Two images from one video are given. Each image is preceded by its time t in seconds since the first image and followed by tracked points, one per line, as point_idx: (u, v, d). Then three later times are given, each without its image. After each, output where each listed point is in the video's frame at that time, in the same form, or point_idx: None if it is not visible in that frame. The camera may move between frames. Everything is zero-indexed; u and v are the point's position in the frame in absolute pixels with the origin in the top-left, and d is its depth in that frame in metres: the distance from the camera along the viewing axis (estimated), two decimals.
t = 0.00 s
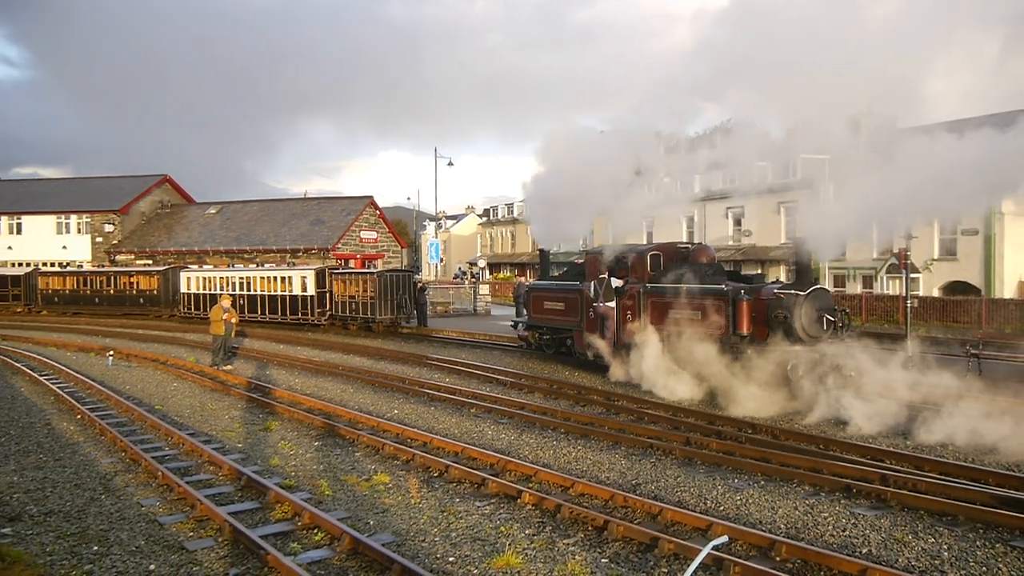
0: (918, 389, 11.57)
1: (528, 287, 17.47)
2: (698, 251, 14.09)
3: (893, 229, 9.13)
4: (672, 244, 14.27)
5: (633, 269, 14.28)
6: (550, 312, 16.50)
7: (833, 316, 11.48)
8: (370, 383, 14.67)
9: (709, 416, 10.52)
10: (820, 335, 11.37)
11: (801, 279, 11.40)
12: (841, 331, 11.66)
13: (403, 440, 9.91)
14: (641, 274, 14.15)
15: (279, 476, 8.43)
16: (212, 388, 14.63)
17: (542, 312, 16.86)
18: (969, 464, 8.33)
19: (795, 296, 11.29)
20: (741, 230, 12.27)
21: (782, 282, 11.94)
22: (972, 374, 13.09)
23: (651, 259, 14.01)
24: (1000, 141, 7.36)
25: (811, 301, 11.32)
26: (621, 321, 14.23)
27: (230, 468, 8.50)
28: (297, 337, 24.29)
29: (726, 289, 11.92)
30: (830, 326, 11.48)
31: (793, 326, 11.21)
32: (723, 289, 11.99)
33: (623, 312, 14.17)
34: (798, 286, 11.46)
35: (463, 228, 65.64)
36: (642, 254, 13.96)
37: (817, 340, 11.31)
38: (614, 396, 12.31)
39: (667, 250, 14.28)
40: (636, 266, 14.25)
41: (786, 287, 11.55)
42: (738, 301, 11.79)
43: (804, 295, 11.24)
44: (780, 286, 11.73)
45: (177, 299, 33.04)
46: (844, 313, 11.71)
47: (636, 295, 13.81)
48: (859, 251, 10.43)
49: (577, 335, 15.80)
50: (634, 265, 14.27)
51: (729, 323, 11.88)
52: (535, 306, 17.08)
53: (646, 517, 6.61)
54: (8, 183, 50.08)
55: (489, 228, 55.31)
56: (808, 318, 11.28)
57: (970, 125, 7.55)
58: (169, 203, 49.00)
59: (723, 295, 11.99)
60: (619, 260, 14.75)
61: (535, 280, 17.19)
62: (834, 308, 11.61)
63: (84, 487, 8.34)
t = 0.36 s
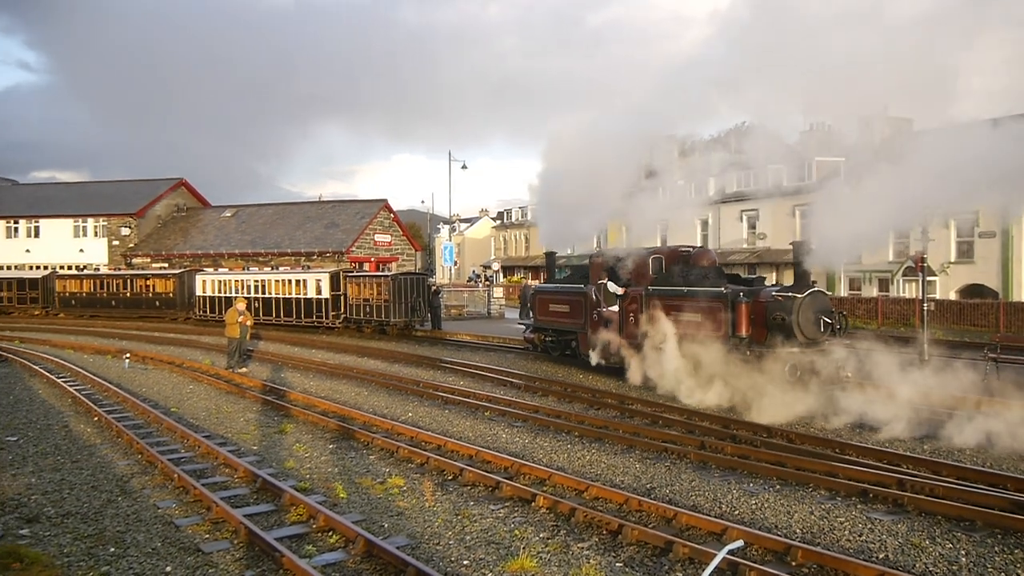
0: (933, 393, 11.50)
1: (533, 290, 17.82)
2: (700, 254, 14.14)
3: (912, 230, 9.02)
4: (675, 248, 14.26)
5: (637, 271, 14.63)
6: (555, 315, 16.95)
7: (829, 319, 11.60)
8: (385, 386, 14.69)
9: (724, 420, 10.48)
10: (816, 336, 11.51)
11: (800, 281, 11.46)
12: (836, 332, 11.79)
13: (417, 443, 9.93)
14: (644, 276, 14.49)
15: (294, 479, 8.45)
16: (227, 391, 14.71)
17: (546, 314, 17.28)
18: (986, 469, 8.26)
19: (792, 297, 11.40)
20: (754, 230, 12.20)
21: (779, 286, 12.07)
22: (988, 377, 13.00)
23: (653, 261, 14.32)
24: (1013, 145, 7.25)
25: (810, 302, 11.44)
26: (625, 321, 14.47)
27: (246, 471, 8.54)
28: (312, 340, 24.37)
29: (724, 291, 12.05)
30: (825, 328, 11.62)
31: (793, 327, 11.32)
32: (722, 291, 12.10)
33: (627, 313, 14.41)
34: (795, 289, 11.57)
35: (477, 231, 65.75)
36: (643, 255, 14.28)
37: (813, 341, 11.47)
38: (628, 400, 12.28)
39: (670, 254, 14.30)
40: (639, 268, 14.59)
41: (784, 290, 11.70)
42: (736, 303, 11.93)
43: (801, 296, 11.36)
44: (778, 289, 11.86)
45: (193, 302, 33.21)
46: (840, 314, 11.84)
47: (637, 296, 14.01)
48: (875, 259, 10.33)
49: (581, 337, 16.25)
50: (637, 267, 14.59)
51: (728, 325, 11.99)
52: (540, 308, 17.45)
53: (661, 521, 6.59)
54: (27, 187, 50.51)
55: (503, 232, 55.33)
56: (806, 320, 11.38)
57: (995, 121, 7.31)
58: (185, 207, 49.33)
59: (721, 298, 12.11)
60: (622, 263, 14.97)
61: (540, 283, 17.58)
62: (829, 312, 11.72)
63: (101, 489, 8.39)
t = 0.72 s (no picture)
0: (956, 395, 11.39)
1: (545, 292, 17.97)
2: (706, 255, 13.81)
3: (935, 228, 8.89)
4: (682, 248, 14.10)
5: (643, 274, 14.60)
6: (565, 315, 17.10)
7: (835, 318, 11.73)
8: (404, 386, 14.72)
9: (744, 421, 10.43)
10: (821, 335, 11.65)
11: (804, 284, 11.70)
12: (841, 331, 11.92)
13: (436, 443, 9.95)
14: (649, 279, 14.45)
15: (314, 479, 8.50)
16: (247, 391, 14.80)
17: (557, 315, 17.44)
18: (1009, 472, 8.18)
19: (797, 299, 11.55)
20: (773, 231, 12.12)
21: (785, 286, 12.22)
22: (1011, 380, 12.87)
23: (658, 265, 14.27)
24: None
25: (814, 303, 11.56)
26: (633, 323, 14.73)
27: (266, 470, 8.60)
28: (331, 340, 24.47)
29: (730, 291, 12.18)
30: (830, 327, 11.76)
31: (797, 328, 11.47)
32: (728, 292, 12.24)
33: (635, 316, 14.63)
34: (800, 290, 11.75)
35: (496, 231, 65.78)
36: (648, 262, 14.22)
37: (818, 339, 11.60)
38: (647, 400, 12.24)
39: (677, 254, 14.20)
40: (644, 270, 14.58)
41: (790, 290, 11.84)
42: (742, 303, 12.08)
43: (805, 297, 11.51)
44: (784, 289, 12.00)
45: (214, 302, 33.47)
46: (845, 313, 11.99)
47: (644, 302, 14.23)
48: (893, 262, 10.21)
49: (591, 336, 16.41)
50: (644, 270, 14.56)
51: (734, 325, 12.16)
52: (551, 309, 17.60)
53: (680, 523, 6.57)
54: (51, 188, 51.05)
55: (522, 233, 55.34)
56: (810, 320, 11.53)
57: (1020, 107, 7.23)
58: (206, 208, 49.71)
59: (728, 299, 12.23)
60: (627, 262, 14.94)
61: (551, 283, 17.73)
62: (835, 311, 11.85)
63: (123, 488, 8.47)
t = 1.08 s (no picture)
0: (983, 394, 11.27)
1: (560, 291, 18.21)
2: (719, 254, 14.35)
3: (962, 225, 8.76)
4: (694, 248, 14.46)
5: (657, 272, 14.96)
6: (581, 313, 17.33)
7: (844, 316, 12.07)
8: (426, 384, 14.77)
9: (767, 420, 10.37)
10: (829, 333, 11.96)
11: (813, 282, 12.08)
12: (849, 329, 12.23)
13: (458, 441, 9.98)
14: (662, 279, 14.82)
15: (338, 476, 8.55)
16: (271, 388, 14.91)
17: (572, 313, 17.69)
18: None
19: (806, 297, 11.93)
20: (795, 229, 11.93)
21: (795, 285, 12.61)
22: None
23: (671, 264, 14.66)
24: None
25: (822, 301, 11.95)
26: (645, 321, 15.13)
27: (290, 467, 8.66)
28: (353, 338, 24.58)
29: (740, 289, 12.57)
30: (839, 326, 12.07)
31: (806, 325, 11.81)
32: (739, 289, 12.64)
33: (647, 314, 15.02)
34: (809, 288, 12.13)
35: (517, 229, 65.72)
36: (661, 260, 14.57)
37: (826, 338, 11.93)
38: (670, 399, 12.21)
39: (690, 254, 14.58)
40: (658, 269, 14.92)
41: (799, 289, 12.20)
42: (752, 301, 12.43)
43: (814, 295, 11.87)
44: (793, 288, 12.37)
45: (237, 301, 33.71)
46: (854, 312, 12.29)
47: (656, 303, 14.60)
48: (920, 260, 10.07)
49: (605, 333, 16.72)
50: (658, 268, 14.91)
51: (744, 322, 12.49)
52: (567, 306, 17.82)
53: (703, 522, 6.55)
54: (77, 187, 51.64)
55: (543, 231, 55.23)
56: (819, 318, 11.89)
57: None
58: (229, 207, 50.08)
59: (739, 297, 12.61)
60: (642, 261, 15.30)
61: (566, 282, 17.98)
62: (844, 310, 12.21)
63: (149, 484, 8.56)
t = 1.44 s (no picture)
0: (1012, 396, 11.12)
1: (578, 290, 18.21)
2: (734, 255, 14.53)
3: (990, 225, 8.63)
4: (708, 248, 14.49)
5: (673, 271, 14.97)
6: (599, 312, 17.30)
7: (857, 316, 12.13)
8: (450, 384, 14.79)
9: (792, 421, 10.30)
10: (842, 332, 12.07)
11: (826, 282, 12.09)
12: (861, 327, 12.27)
13: (482, 441, 9.99)
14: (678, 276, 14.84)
15: (362, 475, 8.58)
16: (295, 387, 15.01)
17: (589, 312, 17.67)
18: None
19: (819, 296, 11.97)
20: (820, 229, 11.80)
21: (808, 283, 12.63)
22: None
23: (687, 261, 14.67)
24: None
25: (835, 301, 11.98)
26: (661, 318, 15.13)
27: (315, 466, 8.71)
28: (377, 337, 24.68)
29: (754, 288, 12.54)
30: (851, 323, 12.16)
31: (819, 324, 11.88)
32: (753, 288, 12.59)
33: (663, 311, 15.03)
34: (822, 287, 12.12)
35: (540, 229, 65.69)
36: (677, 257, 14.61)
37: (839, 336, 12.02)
38: (694, 399, 12.15)
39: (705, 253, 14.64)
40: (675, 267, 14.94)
41: (812, 288, 12.18)
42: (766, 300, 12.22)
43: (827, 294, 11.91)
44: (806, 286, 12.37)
45: (262, 300, 33.95)
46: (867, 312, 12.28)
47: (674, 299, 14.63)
48: (947, 259, 9.94)
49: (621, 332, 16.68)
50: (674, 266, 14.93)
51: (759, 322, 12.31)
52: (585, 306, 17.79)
53: (729, 523, 6.51)
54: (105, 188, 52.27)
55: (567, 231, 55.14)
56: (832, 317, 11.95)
57: None
58: (254, 207, 50.47)
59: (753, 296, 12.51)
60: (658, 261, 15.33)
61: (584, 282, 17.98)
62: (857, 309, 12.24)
63: (177, 482, 8.64)
